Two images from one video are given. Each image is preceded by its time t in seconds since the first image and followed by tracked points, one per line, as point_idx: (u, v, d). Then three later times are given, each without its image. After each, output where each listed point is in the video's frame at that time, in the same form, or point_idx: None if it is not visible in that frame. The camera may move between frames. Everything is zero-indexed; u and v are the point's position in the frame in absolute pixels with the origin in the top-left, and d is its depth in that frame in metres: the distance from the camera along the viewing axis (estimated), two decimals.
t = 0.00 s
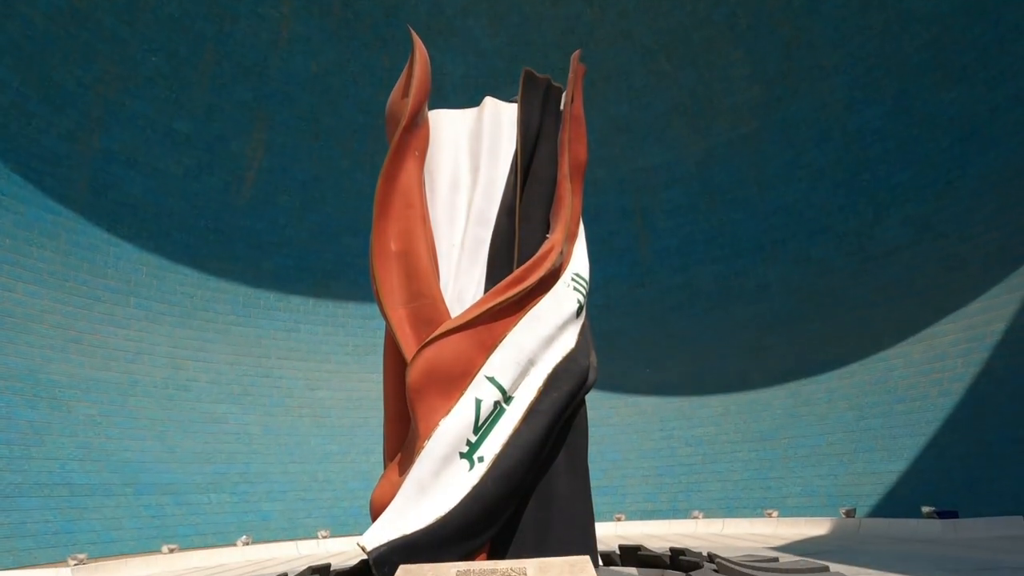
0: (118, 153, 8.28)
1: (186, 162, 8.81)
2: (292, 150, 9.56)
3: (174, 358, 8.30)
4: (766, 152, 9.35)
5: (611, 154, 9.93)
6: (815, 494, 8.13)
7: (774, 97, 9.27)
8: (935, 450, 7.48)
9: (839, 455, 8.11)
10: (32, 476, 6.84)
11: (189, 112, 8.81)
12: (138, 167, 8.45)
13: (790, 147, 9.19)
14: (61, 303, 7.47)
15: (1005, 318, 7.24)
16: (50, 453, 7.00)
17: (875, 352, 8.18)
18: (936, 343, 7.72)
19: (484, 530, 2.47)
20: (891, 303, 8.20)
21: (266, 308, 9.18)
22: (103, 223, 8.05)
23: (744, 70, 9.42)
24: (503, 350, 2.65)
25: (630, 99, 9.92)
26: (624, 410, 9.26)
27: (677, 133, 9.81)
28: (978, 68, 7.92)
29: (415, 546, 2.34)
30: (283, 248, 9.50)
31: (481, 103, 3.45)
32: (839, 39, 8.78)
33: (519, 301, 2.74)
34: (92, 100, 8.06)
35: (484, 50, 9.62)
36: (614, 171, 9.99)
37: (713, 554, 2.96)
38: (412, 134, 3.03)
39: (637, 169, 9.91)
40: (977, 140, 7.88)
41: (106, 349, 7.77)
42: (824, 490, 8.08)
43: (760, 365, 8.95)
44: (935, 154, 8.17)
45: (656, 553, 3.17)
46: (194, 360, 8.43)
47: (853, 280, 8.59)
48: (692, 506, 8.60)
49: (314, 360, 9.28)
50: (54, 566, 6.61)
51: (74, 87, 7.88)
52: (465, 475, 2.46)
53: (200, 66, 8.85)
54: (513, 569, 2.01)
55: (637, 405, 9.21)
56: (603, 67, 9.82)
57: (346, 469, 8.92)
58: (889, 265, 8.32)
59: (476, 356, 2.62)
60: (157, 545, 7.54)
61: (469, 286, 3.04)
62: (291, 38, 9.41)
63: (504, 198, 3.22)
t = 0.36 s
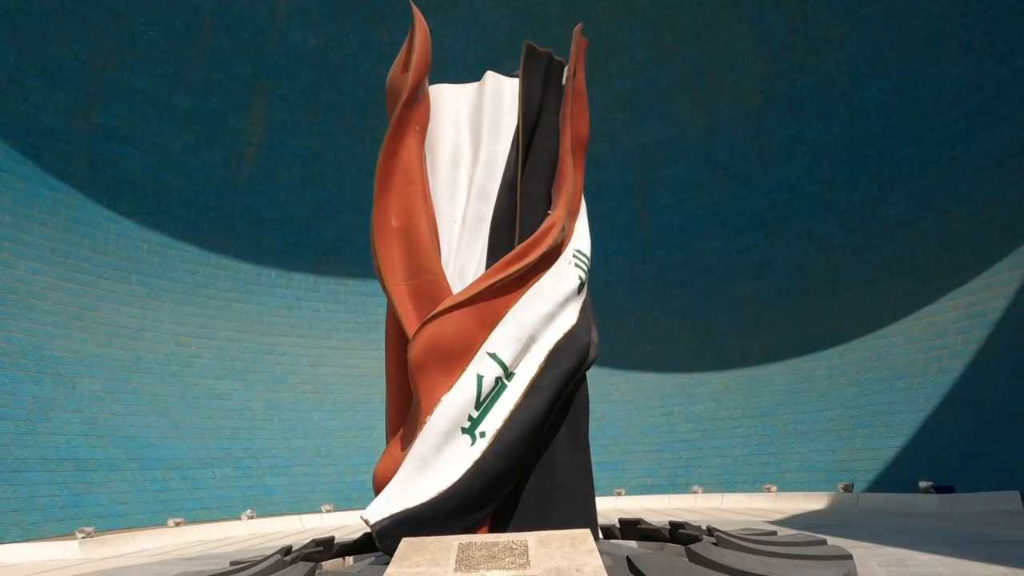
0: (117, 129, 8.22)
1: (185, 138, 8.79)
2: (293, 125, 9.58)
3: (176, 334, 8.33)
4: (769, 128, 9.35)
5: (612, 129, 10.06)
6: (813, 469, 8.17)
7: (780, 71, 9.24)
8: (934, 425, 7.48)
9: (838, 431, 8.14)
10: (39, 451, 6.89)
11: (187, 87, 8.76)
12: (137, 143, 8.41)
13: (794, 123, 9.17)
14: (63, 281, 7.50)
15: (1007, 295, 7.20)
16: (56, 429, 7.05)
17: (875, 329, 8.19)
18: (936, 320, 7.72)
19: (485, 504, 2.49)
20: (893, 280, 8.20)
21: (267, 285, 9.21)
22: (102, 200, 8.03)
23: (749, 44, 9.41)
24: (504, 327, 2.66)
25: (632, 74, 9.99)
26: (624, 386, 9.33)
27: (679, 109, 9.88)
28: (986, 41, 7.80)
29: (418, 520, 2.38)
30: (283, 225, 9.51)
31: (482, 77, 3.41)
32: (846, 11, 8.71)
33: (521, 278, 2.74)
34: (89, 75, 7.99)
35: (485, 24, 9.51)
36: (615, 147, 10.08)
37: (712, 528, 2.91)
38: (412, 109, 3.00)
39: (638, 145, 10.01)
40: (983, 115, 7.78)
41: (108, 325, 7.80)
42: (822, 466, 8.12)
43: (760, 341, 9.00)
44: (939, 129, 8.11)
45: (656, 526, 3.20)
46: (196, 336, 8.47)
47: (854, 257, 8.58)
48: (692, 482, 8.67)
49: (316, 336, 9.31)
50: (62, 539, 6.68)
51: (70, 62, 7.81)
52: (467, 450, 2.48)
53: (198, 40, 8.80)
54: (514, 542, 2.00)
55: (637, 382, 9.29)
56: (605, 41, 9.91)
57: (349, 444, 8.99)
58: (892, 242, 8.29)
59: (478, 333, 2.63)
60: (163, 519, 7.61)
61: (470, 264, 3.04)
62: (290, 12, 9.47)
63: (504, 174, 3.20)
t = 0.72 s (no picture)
0: (116, 107, 8.17)
1: (184, 116, 8.74)
2: (293, 103, 9.53)
3: (178, 313, 8.35)
4: (773, 105, 9.31)
5: (615, 107, 10.14)
6: (812, 448, 8.21)
7: (785, 47, 9.17)
8: (933, 405, 7.50)
9: (838, 410, 8.18)
10: (44, 429, 6.94)
11: (186, 64, 8.71)
12: (137, 122, 8.36)
13: (799, 101, 9.11)
14: (65, 260, 7.50)
15: (1010, 275, 7.20)
16: (60, 407, 7.10)
17: (877, 309, 8.18)
18: (938, 300, 7.71)
19: (487, 480, 2.51)
20: (896, 260, 8.16)
21: (268, 264, 9.22)
22: (103, 178, 8.00)
23: (754, 21, 9.33)
24: (504, 305, 2.66)
25: (636, 52, 9.96)
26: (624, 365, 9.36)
27: (683, 87, 9.85)
28: (995, 18, 7.71)
29: (420, 497, 2.40)
30: (284, 204, 9.48)
31: (483, 53, 3.37)
32: None
33: (521, 257, 2.73)
34: (88, 53, 7.94)
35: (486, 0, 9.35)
36: (618, 124, 10.12)
37: (711, 505, 2.93)
38: (412, 85, 2.97)
39: (641, 123, 10.05)
40: (991, 93, 7.71)
41: (111, 304, 7.82)
42: (821, 445, 8.18)
43: (761, 321, 9.02)
44: (946, 107, 8.02)
45: (655, 503, 3.23)
46: (198, 315, 8.49)
47: (857, 236, 8.54)
48: (692, 460, 8.73)
49: (317, 314, 9.33)
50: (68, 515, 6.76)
51: (68, 39, 7.75)
52: (467, 427, 2.49)
53: (196, 17, 8.75)
54: (514, 518, 2.01)
55: (638, 361, 9.34)
56: (607, 18, 9.94)
57: (351, 422, 9.04)
58: (895, 222, 8.25)
59: (478, 311, 2.63)
60: (168, 495, 7.66)
61: (470, 242, 3.03)
62: None
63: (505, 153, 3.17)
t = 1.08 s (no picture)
0: (113, 82, 8.08)
1: (182, 92, 8.67)
2: (292, 79, 9.46)
3: (179, 290, 8.34)
4: (777, 81, 9.29)
5: (618, 83, 10.21)
6: (812, 425, 8.17)
7: (790, 22, 9.15)
8: (935, 382, 7.46)
9: (839, 387, 8.14)
10: (46, 405, 6.95)
11: (183, 39, 8.63)
12: (134, 97, 8.28)
13: (804, 77, 9.07)
14: (64, 236, 7.48)
15: (1014, 252, 7.13)
16: (62, 383, 7.10)
17: (879, 287, 8.13)
18: (941, 278, 7.66)
19: (486, 455, 2.49)
20: (899, 237, 8.11)
21: (269, 242, 9.19)
22: (101, 154, 7.94)
23: None
24: (505, 280, 2.63)
25: (640, 26, 10.08)
26: (626, 343, 9.48)
27: (688, 62, 9.90)
28: None
29: (419, 471, 2.38)
30: (284, 181, 9.43)
31: (483, 24, 3.31)
32: None
33: (522, 231, 2.70)
34: (83, 27, 7.84)
35: None
36: (621, 100, 10.20)
37: (711, 481, 2.91)
38: (411, 56, 2.92)
39: (643, 99, 10.11)
40: (1000, 68, 7.58)
41: (112, 281, 7.81)
42: (822, 422, 8.12)
43: (763, 299, 9.00)
44: (952, 82, 7.93)
45: (656, 478, 3.22)
46: (199, 293, 8.48)
47: (860, 213, 8.47)
48: (692, 437, 8.74)
49: (318, 292, 9.33)
50: (71, 490, 6.76)
51: (62, 12, 7.64)
52: (467, 402, 2.47)
53: None
54: (514, 492, 1.99)
55: (639, 338, 9.42)
56: None
57: (352, 399, 9.05)
58: (899, 198, 8.18)
59: (478, 285, 2.60)
60: (171, 471, 7.64)
61: (470, 216, 2.99)
62: None
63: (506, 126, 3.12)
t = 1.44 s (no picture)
0: (110, 59, 7.93)
1: (180, 69, 8.53)
2: (292, 57, 9.36)
3: (180, 271, 8.25)
4: (786, 59, 9.12)
5: (623, 61, 10.12)
6: (819, 407, 8.02)
7: None
8: (944, 364, 7.31)
9: (846, 369, 8.00)
10: (46, 385, 6.85)
11: (180, 15, 8.48)
12: (132, 74, 8.13)
13: (813, 54, 8.90)
14: (62, 215, 7.37)
15: None
16: (62, 363, 7.01)
17: (887, 268, 8.01)
18: (951, 259, 7.54)
19: (494, 436, 2.40)
20: (909, 217, 7.98)
21: (269, 222, 9.09)
22: (99, 133, 7.81)
23: None
24: (513, 254, 2.52)
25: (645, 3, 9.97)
26: (630, 325, 9.47)
27: (694, 39, 9.78)
28: None
29: (424, 452, 2.30)
30: (284, 160, 9.35)
31: None
32: None
33: (530, 204, 2.59)
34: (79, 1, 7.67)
35: None
36: (625, 79, 10.14)
37: (724, 462, 2.82)
38: (414, 21, 2.80)
39: (648, 78, 10.03)
40: (1015, 45, 7.37)
41: (111, 261, 7.72)
42: (828, 404, 7.96)
43: (769, 281, 8.91)
44: (965, 59, 7.76)
45: (667, 461, 3.15)
46: (200, 273, 8.39)
47: (869, 193, 8.34)
48: (697, 419, 8.64)
49: (320, 273, 9.25)
50: (71, 471, 6.63)
51: None
52: (474, 381, 2.38)
53: None
54: (524, 474, 1.90)
55: (643, 321, 9.40)
56: None
57: (354, 380, 8.99)
58: (909, 177, 8.04)
59: (485, 261, 2.50)
60: (172, 452, 7.52)
61: (476, 189, 2.88)
62: None
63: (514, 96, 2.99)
